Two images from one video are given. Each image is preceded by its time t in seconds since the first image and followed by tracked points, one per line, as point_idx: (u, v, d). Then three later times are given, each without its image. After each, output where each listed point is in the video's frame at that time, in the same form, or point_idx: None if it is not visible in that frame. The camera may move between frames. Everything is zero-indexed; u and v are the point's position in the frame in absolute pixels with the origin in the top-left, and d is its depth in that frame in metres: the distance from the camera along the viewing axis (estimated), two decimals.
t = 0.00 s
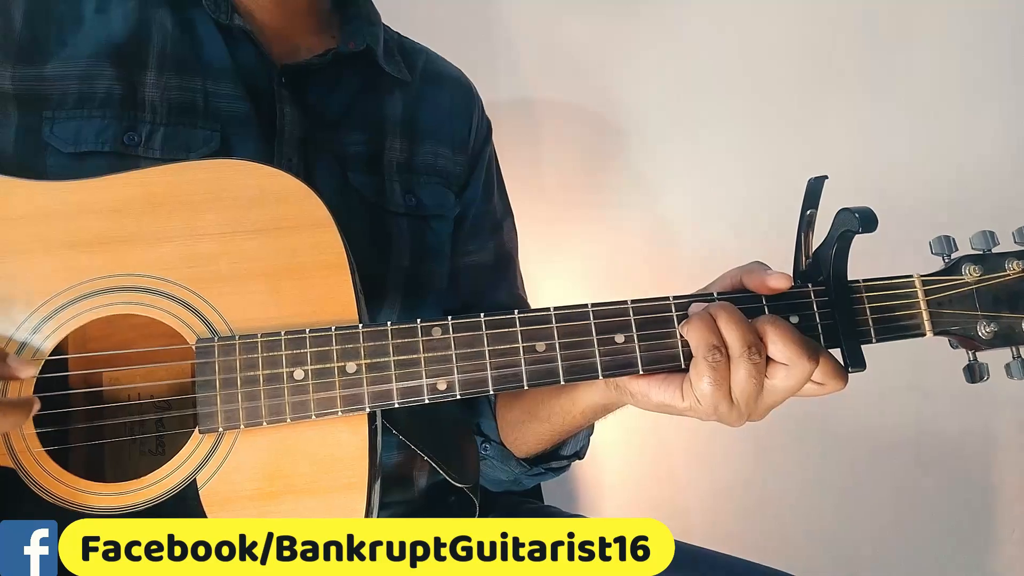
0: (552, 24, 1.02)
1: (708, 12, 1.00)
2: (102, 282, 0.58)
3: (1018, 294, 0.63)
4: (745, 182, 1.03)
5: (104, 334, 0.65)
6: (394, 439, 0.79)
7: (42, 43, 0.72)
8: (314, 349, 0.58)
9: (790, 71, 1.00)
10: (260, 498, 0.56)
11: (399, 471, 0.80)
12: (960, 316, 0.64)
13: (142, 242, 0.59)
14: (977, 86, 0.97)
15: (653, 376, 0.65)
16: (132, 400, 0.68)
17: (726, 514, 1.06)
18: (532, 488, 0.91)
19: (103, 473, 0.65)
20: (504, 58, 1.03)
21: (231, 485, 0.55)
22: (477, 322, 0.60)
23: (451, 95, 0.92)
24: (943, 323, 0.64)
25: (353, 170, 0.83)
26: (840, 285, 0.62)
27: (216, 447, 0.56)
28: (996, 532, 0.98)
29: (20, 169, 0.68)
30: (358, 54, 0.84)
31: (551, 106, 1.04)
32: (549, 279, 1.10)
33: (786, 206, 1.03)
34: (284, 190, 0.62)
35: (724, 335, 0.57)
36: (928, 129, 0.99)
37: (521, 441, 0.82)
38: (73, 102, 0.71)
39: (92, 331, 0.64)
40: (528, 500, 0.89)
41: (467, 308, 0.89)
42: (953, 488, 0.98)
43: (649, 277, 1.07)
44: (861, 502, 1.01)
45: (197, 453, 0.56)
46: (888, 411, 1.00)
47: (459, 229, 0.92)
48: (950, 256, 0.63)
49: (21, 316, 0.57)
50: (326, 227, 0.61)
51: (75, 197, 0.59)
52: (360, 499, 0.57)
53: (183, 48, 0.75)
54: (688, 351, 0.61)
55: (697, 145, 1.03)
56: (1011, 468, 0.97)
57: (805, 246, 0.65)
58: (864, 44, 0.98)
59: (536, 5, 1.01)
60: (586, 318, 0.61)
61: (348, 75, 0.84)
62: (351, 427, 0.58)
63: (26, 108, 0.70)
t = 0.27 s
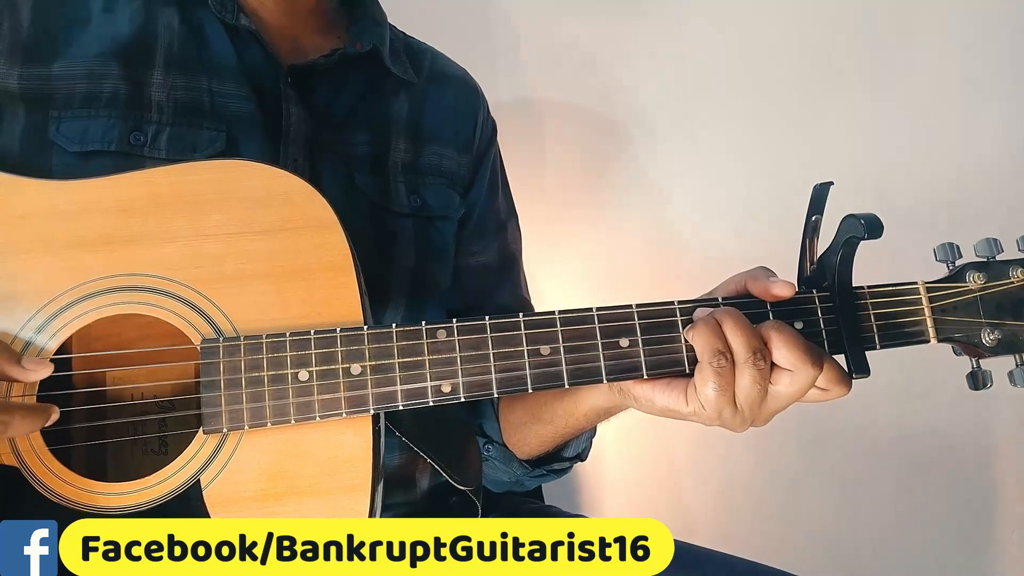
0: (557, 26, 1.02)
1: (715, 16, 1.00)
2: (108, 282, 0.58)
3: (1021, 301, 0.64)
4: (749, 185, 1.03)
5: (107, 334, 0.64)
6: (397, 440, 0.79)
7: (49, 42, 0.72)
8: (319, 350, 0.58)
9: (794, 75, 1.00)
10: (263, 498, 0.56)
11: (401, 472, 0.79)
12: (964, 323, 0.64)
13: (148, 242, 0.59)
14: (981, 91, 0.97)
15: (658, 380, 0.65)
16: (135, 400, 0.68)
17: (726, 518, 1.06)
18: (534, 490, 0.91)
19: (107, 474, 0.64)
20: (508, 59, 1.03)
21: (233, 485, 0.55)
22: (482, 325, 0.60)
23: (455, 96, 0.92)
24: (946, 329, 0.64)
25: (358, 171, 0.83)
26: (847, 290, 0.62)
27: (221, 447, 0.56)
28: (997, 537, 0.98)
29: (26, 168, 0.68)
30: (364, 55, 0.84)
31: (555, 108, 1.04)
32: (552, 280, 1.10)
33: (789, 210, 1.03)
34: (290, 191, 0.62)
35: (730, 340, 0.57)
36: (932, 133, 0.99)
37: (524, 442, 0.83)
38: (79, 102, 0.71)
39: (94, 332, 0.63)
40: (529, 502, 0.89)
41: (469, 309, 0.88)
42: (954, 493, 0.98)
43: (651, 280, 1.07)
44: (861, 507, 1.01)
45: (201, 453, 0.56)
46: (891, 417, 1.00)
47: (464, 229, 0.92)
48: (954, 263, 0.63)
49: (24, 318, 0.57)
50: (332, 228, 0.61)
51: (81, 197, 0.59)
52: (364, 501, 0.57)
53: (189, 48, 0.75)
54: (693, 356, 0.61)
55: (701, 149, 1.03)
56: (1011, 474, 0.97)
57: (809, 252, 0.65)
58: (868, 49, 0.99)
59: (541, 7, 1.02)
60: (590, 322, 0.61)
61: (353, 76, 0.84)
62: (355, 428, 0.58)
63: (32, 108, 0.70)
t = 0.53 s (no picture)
0: (558, 27, 1.02)
1: (715, 17, 1.01)
2: (114, 281, 0.58)
3: (1021, 301, 0.64)
4: (749, 186, 1.03)
5: (110, 333, 0.64)
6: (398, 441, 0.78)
7: (51, 42, 0.72)
8: (322, 350, 0.58)
9: (794, 77, 1.01)
10: (267, 498, 0.56)
11: (404, 471, 0.79)
12: (964, 323, 0.64)
13: (151, 241, 0.59)
14: (979, 93, 0.98)
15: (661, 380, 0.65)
16: (138, 399, 0.67)
17: (726, 518, 1.06)
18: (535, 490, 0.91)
19: (109, 471, 0.65)
20: (508, 59, 1.04)
21: (237, 485, 0.55)
22: (485, 324, 0.60)
23: (455, 97, 0.92)
24: (947, 330, 0.64)
25: (360, 171, 0.83)
26: (848, 291, 0.62)
27: (225, 446, 0.56)
28: (995, 537, 0.98)
29: (28, 168, 0.68)
30: (365, 56, 0.83)
31: (556, 109, 1.05)
32: (552, 280, 1.10)
33: (789, 211, 1.03)
34: (294, 190, 0.62)
35: (732, 340, 0.57)
36: (930, 135, 0.99)
37: (525, 442, 0.83)
38: (81, 102, 0.71)
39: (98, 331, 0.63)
40: (531, 502, 0.89)
41: (472, 310, 0.89)
42: (952, 493, 0.99)
43: (651, 281, 1.08)
44: (860, 507, 1.01)
45: (205, 452, 0.56)
46: (890, 417, 1.00)
47: (465, 229, 0.92)
48: (955, 264, 0.63)
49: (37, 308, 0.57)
50: (335, 228, 0.61)
51: (82, 197, 0.59)
52: (368, 499, 0.57)
53: (191, 49, 0.75)
54: (696, 355, 0.62)
55: (701, 150, 1.04)
56: (1011, 474, 0.98)
57: (811, 252, 0.65)
58: (867, 52, 0.99)
59: (542, 8, 1.02)
60: (594, 322, 0.61)
61: (354, 77, 0.84)
62: (359, 428, 0.58)
63: (33, 108, 0.69)
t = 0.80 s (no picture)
0: (557, 30, 1.03)
1: (713, 22, 1.02)
2: (120, 283, 0.58)
3: (1015, 307, 0.65)
4: (746, 190, 1.04)
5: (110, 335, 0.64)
6: (399, 442, 0.78)
7: (51, 43, 0.72)
8: (326, 352, 0.58)
9: (789, 82, 1.02)
10: (271, 499, 0.56)
11: (403, 472, 0.79)
12: (959, 329, 0.65)
13: (153, 243, 0.59)
14: (972, 100, 0.99)
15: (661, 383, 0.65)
16: (138, 400, 0.67)
17: (722, 518, 1.07)
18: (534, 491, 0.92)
19: (108, 473, 0.64)
20: (506, 61, 1.04)
21: (241, 487, 0.55)
22: (487, 327, 0.60)
23: (451, 97, 0.93)
24: (942, 335, 0.65)
25: (358, 173, 0.83)
26: (845, 296, 0.63)
27: (228, 447, 0.56)
28: (986, 539, 1.00)
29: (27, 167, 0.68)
30: (361, 57, 0.83)
31: (555, 111, 1.05)
32: (550, 281, 1.11)
33: (784, 215, 1.04)
34: (296, 192, 0.62)
35: (732, 345, 0.58)
36: (925, 141, 1.00)
37: (524, 442, 0.83)
38: (78, 103, 0.71)
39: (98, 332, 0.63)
40: (530, 502, 0.89)
41: (469, 311, 0.90)
42: (944, 494, 1.00)
43: (649, 283, 1.08)
44: (853, 508, 1.03)
45: (208, 453, 0.56)
46: (883, 420, 1.01)
47: (462, 230, 0.92)
48: (949, 269, 0.64)
49: (40, 311, 0.57)
50: (338, 230, 0.61)
51: (81, 198, 0.59)
52: (371, 501, 0.57)
53: (189, 50, 0.75)
54: (695, 359, 0.62)
55: (699, 154, 1.05)
56: (1003, 476, 0.99)
57: (809, 257, 0.66)
58: (863, 58, 1.00)
59: (541, 11, 1.03)
60: (595, 325, 0.62)
61: (350, 78, 0.84)
62: (362, 429, 0.58)
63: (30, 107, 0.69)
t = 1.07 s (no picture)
0: (556, 28, 1.03)
1: (712, 20, 1.02)
2: (112, 283, 0.58)
3: (1009, 301, 0.65)
4: (744, 187, 1.05)
5: (106, 335, 0.63)
6: (393, 441, 0.80)
7: (47, 43, 0.71)
8: (322, 351, 0.58)
9: (787, 79, 1.02)
10: (268, 499, 0.56)
11: (401, 472, 0.78)
12: (954, 323, 0.65)
13: (150, 244, 0.59)
14: (968, 95, 0.99)
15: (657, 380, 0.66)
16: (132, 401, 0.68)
17: (721, 515, 1.07)
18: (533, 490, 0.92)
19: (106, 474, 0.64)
20: (504, 61, 1.04)
21: (238, 486, 0.56)
22: (483, 326, 0.60)
23: (451, 97, 0.92)
24: (937, 330, 0.65)
25: (358, 173, 0.83)
26: (839, 291, 0.63)
27: (224, 447, 0.56)
28: (984, 532, 1.00)
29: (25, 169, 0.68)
30: (360, 58, 0.83)
31: (553, 110, 1.05)
32: (547, 280, 1.11)
33: (781, 212, 1.05)
34: (292, 192, 0.62)
35: (727, 341, 0.58)
36: (921, 137, 1.01)
37: (522, 441, 0.83)
38: (78, 105, 0.70)
39: (93, 333, 0.62)
40: (528, 501, 0.90)
41: (468, 309, 0.90)
42: (942, 489, 1.00)
43: (646, 281, 1.09)
44: (852, 504, 1.03)
45: (205, 454, 0.56)
46: (882, 415, 1.02)
47: (460, 230, 0.93)
48: (944, 264, 0.65)
49: (28, 318, 0.57)
50: (333, 230, 0.61)
51: (82, 200, 0.59)
52: (368, 500, 0.57)
53: (188, 52, 0.75)
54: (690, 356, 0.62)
55: (697, 151, 1.05)
56: (999, 470, 1.00)
57: (803, 253, 0.66)
58: (860, 55, 1.01)
59: (538, 11, 1.03)
60: (590, 322, 0.62)
61: (351, 79, 0.85)
62: (358, 429, 0.58)
63: (30, 109, 0.69)
